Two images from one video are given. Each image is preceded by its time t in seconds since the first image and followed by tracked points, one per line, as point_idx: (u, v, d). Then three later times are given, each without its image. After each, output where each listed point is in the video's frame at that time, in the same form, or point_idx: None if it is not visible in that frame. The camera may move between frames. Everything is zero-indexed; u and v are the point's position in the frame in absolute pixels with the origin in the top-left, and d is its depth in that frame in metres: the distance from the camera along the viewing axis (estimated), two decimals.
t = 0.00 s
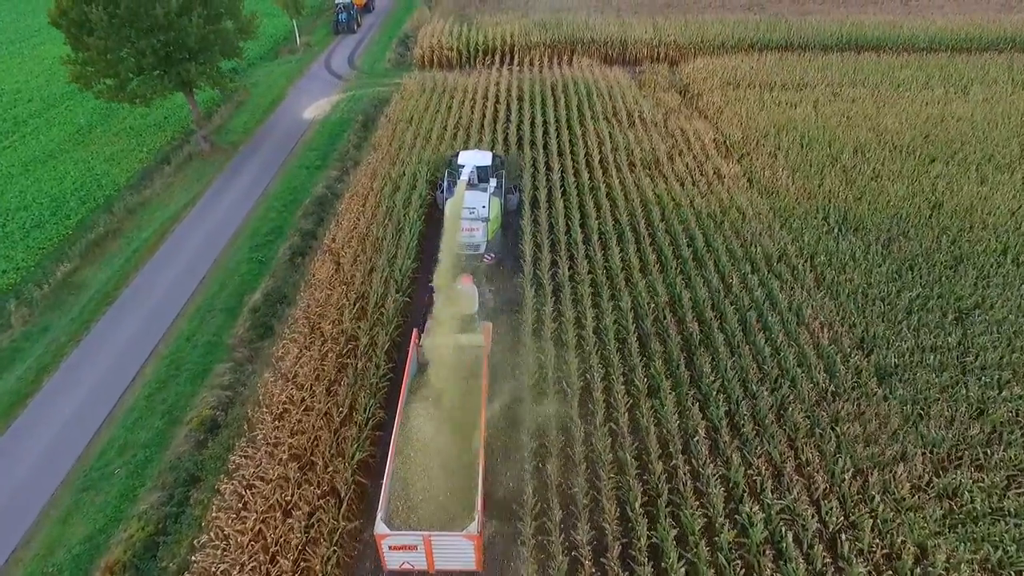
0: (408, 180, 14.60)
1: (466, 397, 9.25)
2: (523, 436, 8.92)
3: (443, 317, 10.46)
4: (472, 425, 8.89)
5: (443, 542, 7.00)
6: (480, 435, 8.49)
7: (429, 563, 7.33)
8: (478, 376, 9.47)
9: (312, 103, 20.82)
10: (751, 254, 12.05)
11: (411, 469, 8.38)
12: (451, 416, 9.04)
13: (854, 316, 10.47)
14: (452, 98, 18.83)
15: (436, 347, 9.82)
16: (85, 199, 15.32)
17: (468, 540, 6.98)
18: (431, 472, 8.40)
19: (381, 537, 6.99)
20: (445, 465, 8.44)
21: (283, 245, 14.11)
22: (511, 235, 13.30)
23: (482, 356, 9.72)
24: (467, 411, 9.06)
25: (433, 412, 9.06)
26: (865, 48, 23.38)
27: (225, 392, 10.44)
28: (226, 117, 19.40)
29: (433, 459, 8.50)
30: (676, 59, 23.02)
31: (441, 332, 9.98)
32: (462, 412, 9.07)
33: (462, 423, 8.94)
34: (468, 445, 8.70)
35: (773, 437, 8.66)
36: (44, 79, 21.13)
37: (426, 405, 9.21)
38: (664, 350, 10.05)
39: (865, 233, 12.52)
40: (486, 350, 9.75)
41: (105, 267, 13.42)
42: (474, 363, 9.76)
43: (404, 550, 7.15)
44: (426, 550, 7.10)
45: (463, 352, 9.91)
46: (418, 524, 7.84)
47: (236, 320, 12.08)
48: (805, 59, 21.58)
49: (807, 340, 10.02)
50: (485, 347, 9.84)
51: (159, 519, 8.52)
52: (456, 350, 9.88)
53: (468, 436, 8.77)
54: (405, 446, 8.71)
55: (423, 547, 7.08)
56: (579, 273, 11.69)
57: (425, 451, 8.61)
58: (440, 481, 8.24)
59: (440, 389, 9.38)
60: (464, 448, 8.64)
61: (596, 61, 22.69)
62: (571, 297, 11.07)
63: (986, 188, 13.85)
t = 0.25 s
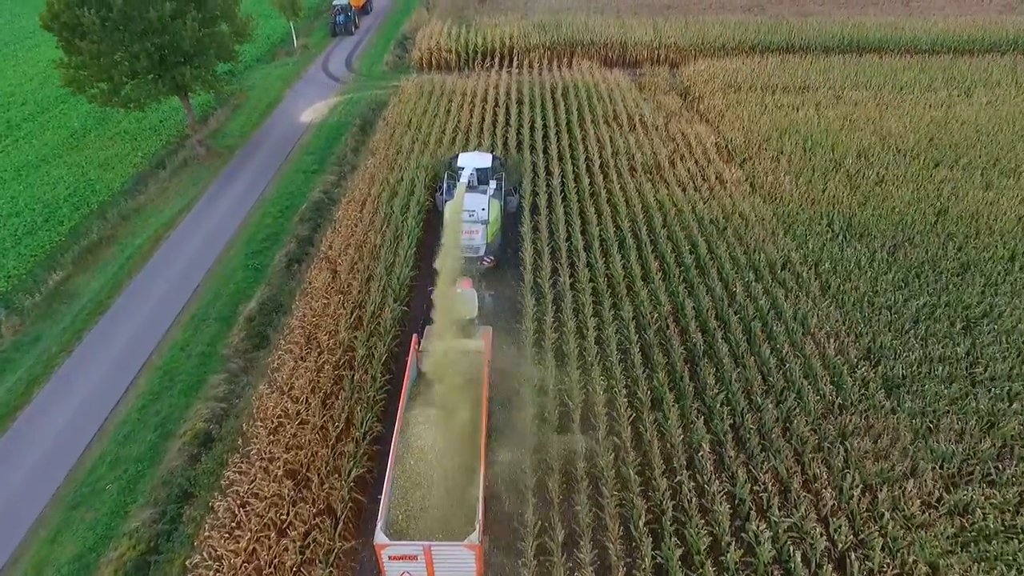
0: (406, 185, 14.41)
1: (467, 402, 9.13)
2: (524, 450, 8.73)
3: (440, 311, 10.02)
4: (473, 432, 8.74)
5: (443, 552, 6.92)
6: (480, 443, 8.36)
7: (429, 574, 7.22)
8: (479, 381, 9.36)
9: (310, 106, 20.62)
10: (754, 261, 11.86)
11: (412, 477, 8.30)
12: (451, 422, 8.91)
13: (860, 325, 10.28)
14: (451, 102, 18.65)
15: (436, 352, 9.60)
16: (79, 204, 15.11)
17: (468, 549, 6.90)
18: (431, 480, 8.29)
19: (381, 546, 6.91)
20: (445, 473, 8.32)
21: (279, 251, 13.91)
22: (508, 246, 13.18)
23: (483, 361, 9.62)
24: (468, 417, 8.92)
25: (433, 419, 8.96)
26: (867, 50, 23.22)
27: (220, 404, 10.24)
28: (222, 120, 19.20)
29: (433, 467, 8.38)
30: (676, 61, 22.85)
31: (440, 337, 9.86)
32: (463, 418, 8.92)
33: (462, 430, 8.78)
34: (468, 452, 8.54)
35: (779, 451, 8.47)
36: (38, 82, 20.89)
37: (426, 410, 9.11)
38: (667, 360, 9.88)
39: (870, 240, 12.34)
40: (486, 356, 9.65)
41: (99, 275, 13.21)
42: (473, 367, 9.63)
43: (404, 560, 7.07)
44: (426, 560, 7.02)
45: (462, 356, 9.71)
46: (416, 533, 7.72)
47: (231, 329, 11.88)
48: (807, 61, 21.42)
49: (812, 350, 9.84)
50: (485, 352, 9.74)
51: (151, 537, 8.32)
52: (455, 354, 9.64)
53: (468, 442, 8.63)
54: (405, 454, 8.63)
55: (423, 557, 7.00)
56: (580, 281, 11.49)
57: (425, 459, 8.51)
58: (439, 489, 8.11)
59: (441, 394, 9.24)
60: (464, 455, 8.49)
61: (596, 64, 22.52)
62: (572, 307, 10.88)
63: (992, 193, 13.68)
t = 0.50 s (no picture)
0: (403, 191, 14.20)
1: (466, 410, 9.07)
2: (524, 466, 8.53)
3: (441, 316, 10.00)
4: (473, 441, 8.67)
5: (443, 562, 6.86)
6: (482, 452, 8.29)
7: None
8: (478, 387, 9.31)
9: (305, 109, 20.40)
10: (757, 268, 11.67)
11: (412, 485, 8.21)
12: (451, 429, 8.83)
13: (866, 335, 10.09)
14: (448, 105, 18.45)
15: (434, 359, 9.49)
16: (71, 211, 14.88)
17: (469, 558, 6.84)
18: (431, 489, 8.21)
19: (380, 556, 6.85)
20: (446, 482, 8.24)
21: (274, 259, 13.69)
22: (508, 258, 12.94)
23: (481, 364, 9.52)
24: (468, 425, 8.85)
25: (433, 426, 8.86)
26: (867, 53, 23.06)
27: (213, 416, 10.02)
28: (217, 124, 18.97)
29: (433, 475, 8.30)
30: (675, 64, 22.67)
31: (439, 338, 9.64)
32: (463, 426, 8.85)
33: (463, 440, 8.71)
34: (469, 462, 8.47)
35: (785, 467, 8.28)
36: (31, 86, 20.63)
37: (426, 417, 9.01)
38: (669, 371, 9.69)
39: (874, 246, 12.16)
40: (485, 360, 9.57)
41: (90, 283, 12.98)
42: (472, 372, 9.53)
43: (404, 570, 7.00)
44: (426, 570, 6.95)
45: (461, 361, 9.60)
46: (416, 542, 7.63)
47: (225, 339, 11.66)
48: (807, 63, 21.24)
49: (818, 361, 9.66)
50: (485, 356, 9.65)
51: (141, 557, 8.11)
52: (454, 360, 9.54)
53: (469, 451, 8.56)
54: (404, 460, 8.51)
55: (423, 567, 6.93)
56: (580, 290, 11.29)
57: (425, 467, 8.41)
58: (440, 498, 8.03)
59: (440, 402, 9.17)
60: (465, 463, 8.41)
61: (594, 66, 22.33)
62: (572, 316, 10.68)
63: (997, 198, 13.52)
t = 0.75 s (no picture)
0: (401, 196, 14.00)
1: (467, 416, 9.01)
2: (525, 481, 8.36)
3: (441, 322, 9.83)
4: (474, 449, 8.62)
5: (442, 571, 6.85)
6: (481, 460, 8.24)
7: None
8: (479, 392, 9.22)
9: (302, 112, 20.19)
10: (761, 275, 11.49)
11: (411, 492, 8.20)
12: (452, 436, 8.80)
13: (873, 344, 9.90)
14: (446, 108, 18.25)
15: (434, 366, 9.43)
16: (64, 216, 14.68)
17: (468, 567, 6.84)
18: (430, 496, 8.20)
19: (378, 566, 6.84)
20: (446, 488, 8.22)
21: (270, 265, 13.49)
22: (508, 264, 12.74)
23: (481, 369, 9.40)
24: (469, 432, 8.81)
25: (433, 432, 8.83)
26: (868, 54, 22.89)
27: (207, 429, 9.82)
28: (212, 128, 18.76)
29: (433, 482, 8.29)
30: (675, 65, 22.47)
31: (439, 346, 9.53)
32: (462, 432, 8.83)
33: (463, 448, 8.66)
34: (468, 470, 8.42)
35: (791, 482, 8.09)
36: (25, 88, 20.40)
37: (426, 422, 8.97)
38: (672, 382, 9.51)
39: (879, 253, 11.98)
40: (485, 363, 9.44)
41: (83, 291, 12.78)
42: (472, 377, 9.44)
43: None
44: None
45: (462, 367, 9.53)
46: (415, 550, 7.60)
47: (220, 349, 11.46)
48: (808, 65, 21.06)
49: (823, 371, 9.48)
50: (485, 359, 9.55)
51: None
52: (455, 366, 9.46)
53: (469, 458, 8.52)
54: (405, 467, 8.50)
55: None
56: (581, 298, 11.11)
57: (426, 473, 8.40)
58: (440, 505, 8.02)
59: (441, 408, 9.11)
60: (464, 471, 8.37)
61: (594, 68, 22.14)
62: (573, 325, 10.49)
63: (1002, 203, 13.34)
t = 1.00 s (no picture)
0: (399, 201, 13.81)
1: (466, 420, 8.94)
2: (526, 497, 8.18)
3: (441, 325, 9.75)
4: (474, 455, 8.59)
5: None
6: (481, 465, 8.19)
7: None
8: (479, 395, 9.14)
9: (299, 115, 19.99)
10: (765, 283, 11.31)
11: (411, 498, 8.16)
12: (452, 442, 8.76)
13: (879, 354, 9.71)
14: (445, 111, 18.06)
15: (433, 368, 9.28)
16: (58, 222, 14.48)
17: None
18: (431, 502, 8.16)
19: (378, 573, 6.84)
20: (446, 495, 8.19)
21: (266, 272, 13.29)
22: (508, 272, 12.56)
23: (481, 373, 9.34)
24: (469, 438, 8.78)
25: (433, 437, 8.79)
26: (870, 56, 22.72)
27: (202, 441, 9.63)
28: (208, 131, 18.56)
29: (433, 488, 8.25)
30: (676, 68, 22.29)
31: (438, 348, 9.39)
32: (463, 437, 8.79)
33: (464, 454, 8.62)
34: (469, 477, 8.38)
35: (798, 497, 7.91)
36: (19, 91, 20.18)
37: (426, 427, 8.93)
38: (675, 393, 9.33)
39: (885, 259, 11.81)
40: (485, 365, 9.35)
41: (76, 299, 12.58)
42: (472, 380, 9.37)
43: None
44: None
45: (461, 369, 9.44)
46: (415, 558, 7.56)
47: (215, 358, 11.26)
48: (810, 67, 20.88)
49: (830, 382, 9.30)
50: (485, 363, 9.48)
51: None
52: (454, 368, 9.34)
53: (470, 464, 8.49)
54: (404, 473, 8.46)
55: None
56: (582, 306, 10.92)
57: (426, 479, 8.37)
58: (440, 512, 7.98)
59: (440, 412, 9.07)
60: (465, 478, 8.34)
61: (593, 70, 21.96)
62: (575, 335, 10.30)
63: (1008, 208, 13.18)
